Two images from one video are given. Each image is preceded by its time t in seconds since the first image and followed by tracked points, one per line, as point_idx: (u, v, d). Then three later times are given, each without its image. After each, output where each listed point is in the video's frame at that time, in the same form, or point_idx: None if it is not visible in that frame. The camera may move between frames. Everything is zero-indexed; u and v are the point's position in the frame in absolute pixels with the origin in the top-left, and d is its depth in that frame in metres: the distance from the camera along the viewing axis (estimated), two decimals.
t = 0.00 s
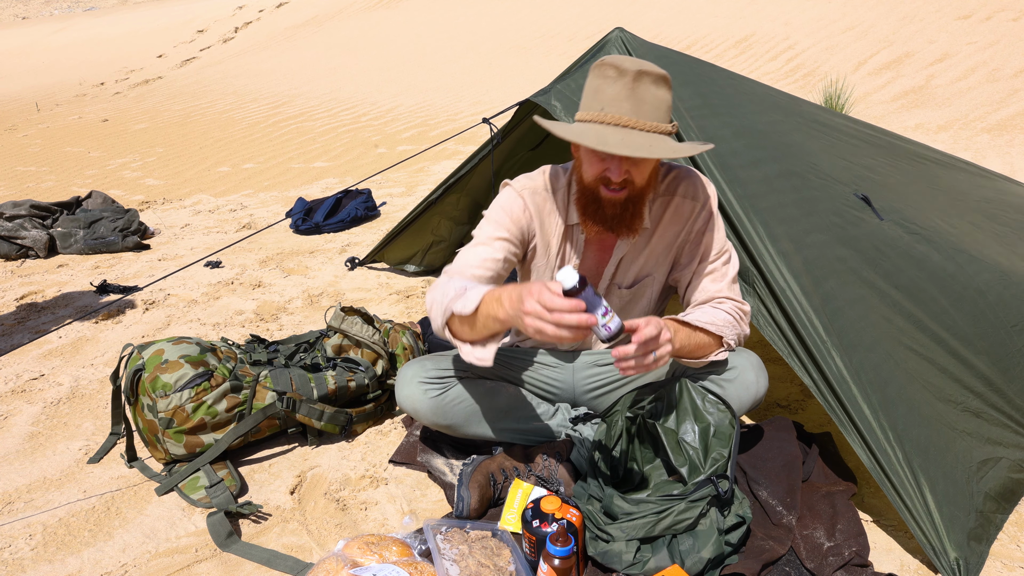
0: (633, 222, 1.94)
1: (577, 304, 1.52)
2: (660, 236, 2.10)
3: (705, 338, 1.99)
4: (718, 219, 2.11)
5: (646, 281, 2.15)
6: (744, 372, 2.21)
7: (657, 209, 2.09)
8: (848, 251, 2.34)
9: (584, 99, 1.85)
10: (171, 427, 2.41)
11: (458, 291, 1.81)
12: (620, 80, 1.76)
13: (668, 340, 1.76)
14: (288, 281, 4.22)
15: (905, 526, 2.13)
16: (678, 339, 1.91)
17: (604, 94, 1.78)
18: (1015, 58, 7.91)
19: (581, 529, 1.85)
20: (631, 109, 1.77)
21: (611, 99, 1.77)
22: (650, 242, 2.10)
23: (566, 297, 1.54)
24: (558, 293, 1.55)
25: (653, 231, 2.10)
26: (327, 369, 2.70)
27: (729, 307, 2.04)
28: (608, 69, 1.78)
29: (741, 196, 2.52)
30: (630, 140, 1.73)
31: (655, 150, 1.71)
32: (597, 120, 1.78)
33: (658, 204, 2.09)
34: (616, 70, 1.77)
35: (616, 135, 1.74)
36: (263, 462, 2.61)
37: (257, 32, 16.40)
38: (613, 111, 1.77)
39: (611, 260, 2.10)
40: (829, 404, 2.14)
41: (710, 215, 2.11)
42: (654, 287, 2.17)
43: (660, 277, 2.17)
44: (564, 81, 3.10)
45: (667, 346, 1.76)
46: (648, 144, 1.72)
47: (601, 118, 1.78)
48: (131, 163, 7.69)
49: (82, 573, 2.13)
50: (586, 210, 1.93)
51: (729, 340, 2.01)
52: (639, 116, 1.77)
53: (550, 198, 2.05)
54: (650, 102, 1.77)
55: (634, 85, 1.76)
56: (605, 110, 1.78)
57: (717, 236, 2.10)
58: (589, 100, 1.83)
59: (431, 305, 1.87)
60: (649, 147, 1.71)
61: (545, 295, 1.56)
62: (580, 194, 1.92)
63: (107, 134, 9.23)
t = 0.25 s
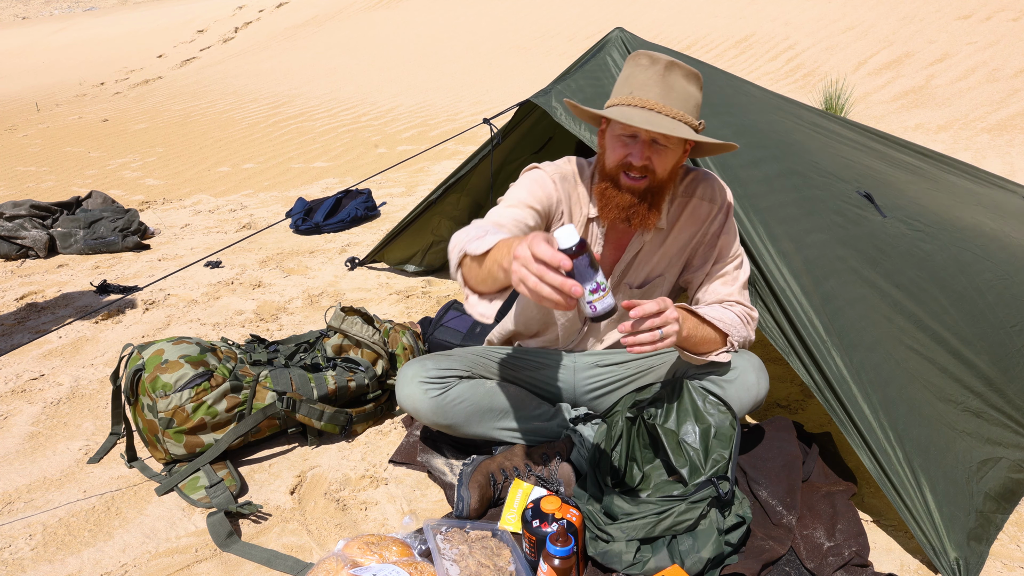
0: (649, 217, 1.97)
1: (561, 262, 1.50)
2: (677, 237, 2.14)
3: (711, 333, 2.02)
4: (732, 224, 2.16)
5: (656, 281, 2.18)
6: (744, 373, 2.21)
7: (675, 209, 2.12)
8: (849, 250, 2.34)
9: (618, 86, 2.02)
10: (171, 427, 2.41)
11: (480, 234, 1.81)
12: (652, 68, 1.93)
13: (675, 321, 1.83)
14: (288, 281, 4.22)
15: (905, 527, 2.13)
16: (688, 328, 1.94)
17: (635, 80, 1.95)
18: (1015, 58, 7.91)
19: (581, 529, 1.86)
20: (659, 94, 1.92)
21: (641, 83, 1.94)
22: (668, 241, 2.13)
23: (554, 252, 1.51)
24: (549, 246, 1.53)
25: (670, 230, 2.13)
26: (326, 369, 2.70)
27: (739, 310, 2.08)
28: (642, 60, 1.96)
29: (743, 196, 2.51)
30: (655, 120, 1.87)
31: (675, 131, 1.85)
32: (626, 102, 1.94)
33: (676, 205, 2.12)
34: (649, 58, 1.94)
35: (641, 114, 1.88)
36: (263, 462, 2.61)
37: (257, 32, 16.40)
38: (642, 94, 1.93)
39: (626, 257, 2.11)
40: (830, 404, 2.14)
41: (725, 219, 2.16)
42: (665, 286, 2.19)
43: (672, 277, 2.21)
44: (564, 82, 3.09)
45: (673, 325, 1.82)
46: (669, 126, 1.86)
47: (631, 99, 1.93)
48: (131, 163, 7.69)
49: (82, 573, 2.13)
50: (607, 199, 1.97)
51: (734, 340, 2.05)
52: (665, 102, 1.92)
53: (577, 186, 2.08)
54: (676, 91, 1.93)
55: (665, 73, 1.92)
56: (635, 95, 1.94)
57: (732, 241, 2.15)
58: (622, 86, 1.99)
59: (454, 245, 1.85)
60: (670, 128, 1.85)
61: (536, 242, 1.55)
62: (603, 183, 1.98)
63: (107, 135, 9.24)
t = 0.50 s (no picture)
0: (661, 214, 1.95)
1: (569, 215, 1.51)
2: (688, 237, 2.15)
3: (715, 335, 2.03)
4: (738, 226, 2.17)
5: (664, 281, 2.17)
6: (745, 375, 2.21)
7: (685, 208, 2.13)
8: (849, 250, 2.34)
9: (635, 84, 2.06)
10: (171, 427, 2.41)
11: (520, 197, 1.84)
12: (670, 65, 1.97)
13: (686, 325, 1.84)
14: (288, 281, 4.22)
15: (905, 527, 2.13)
16: (694, 328, 1.94)
17: (652, 77, 1.99)
18: (1015, 59, 7.91)
19: (581, 529, 1.86)
20: (676, 88, 1.94)
21: (659, 79, 1.97)
22: (678, 241, 2.14)
23: (564, 206, 1.52)
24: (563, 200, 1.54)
25: (681, 229, 2.14)
26: (327, 369, 2.70)
27: (744, 313, 2.09)
28: (661, 58, 2.01)
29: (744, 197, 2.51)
30: (669, 114, 1.89)
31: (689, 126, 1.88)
32: (643, 97, 1.97)
33: (687, 205, 2.14)
34: (667, 57, 1.99)
35: (656, 108, 1.91)
36: (263, 462, 2.61)
37: (257, 32, 16.39)
38: (659, 89, 1.95)
39: (636, 255, 2.11)
40: (830, 404, 2.14)
41: (734, 221, 2.17)
42: (672, 285, 2.19)
43: (679, 276, 2.20)
44: (564, 82, 3.09)
45: (684, 330, 1.83)
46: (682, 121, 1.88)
47: (648, 94, 1.96)
48: (131, 163, 7.69)
49: (82, 572, 2.13)
50: (620, 193, 1.96)
51: (737, 343, 2.06)
52: (681, 97, 1.94)
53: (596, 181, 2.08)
54: (693, 88, 1.95)
55: (682, 70, 1.96)
56: (652, 90, 1.97)
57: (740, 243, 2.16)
58: (640, 83, 2.03)
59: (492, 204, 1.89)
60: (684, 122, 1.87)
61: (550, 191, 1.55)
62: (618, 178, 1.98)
63: (107, 135, 9.23)
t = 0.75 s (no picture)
0: (669, 211, 1.96)
1: (582, 169, 1.58)
2: (692, 236, 2.15)
3: (716, 337, 2.02)
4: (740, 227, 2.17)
5: (667, 281, 2.18)
6: (745, 376, 2.22)
7: (691, 207, 2.14)
8: (849, 251, 2.34)
9: (643, 83, 2.06)
10: (171, 427, 2.41)
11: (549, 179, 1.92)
12: (678, 63, 1.98)
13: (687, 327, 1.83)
14: (288, 281, 4.22)
15: (905, 527, 2.13)
16: (694, 329, 1.94)
17: (661, 75, 1.99)
18: (1015, 59, 7.91)
19: (581, 529, 1.86)
20: (684, 86, 1.95)
21: (667, 77, 1.97)
22: (683, 240, 2.14)
23: (580, 160, 1.60)
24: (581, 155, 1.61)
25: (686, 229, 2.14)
26: (327, 369, 2.70)
27: (744, 314, 2.08)
28: (669, 57, 2.01)
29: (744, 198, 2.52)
30: (678, 110, 1.89)
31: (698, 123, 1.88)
32: (652, 93, 1.97)
33: (692, 205, 2.14)
34: (675, 56, 2.00)
35: (665, 104, 1.91)
36: (263, 462, 2.61)
37: (257, 32, 16.39)
38: (668, 86, 1.95)
39: (642, 253, 2.11)
40: (829, 404, 2.14)
41: (738, 221, 2.18)
42: (674, 285, 2.19)
43: (682, 276, 2.21)
44: (564, 83, 3.09)
45: (684, 332, 1.83)
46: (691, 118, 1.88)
47: (656, 91, 1.96)
48: (131, 163, 7.69)
49: (82, 573, 2.13)
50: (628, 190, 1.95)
51: (738, 343, 2.05)
52: (689, 95, 1.94)
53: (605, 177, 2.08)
54: (702, 86, 1.96)
55: (690, 69, 1.97)
56: (660, 88, 1.97)
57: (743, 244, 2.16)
58: (649, 80, 2.03)
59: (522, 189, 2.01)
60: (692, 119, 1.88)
61: (568, 146, 1.63)
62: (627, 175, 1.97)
63: (107, 134, 9.24)
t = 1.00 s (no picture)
0: (673, 210, 1.96)
1: (594, 119, 1.57)
2: (695, 236, 2.15)
3: (719, 338, 2.02)
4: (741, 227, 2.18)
5: (669, 280, 2.18)
6: (745, 376, 2.22)
7: (694, 207, 2.14)
8: (849, 251, 2.34)
9: (648, 82, 2.06)
10: (171, 427, 2.41)
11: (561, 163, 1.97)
12: (684, 63, 1.98)
13: (689, 331, 1.84)
14: (288, 281, 4.22)
15: (905, 526, 2.13)
16: (698, 329, 1.94)
17: (666, 74, 1.99)
18: (1016, 59, 7.91)
19: (581, 529, 1.86)
20: (690, 84, 1.94)
21: (673, 75, 1.97)
22: (685, 240, 2.14)
23: (591, 111, 1.59)
24: (593, 106, 1.61)
25: (688, 229, 2.14)
26: (327, 369, 2.70)
27: (745, 315, 2.08)
28: (675, 56, 2.02)
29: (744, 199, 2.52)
30: (684, 106, 1.89)
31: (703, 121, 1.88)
32: (657, 90, 1.96)
33: (695, 204, 2.14)
34: (680, 56, 2.00)
35: (671, 100, 1.91)
36: (263, 462, 2.61)
37: (257, 32, 16.39)
38: (673, 84, 1.95)
39: (645, 251, 2.11)
40: (829, 404, 2.15)
41: (740, 222, 2.18)
42: (675, 284, 2.20)
43: (683, 276, 2.21)
44: (564, 83, 3.09)
45: (687, 335, 1.84)
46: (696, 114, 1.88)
47: (662, 88, 1.96)
48: (131, 163, 7.69)
49: (82, 573, 2.13)
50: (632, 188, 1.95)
51: (739, 344, 2.05)
52: (695, 93, 1.94)
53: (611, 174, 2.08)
54: (707, 85, 1.96)
55: (696, 68, 1.97)
56: (666, 86, 1.97)
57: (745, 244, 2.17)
58: (654, 79, 2.03)
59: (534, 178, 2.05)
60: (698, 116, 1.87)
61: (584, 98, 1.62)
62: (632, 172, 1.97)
63: (107, 134, 9.24)
